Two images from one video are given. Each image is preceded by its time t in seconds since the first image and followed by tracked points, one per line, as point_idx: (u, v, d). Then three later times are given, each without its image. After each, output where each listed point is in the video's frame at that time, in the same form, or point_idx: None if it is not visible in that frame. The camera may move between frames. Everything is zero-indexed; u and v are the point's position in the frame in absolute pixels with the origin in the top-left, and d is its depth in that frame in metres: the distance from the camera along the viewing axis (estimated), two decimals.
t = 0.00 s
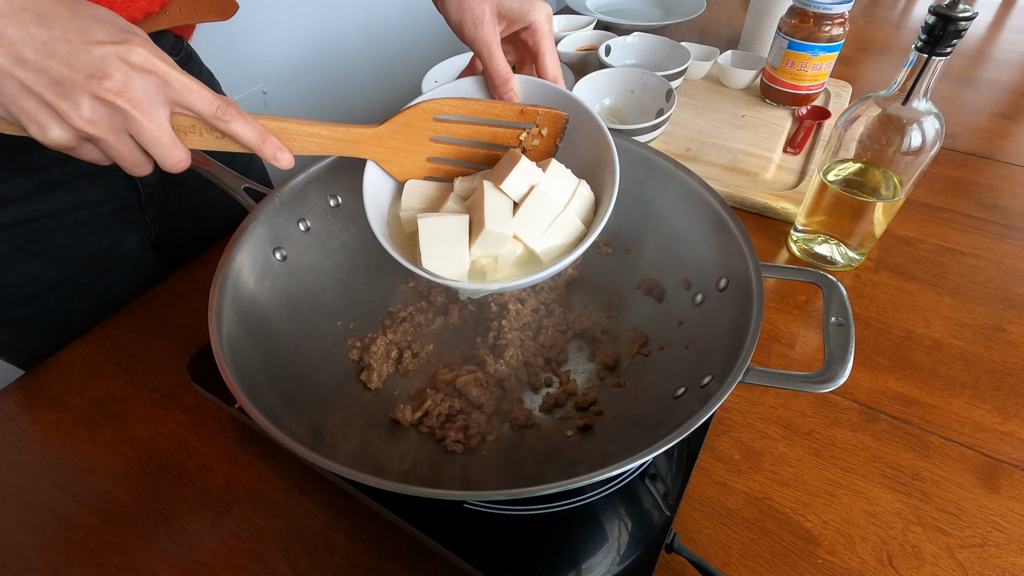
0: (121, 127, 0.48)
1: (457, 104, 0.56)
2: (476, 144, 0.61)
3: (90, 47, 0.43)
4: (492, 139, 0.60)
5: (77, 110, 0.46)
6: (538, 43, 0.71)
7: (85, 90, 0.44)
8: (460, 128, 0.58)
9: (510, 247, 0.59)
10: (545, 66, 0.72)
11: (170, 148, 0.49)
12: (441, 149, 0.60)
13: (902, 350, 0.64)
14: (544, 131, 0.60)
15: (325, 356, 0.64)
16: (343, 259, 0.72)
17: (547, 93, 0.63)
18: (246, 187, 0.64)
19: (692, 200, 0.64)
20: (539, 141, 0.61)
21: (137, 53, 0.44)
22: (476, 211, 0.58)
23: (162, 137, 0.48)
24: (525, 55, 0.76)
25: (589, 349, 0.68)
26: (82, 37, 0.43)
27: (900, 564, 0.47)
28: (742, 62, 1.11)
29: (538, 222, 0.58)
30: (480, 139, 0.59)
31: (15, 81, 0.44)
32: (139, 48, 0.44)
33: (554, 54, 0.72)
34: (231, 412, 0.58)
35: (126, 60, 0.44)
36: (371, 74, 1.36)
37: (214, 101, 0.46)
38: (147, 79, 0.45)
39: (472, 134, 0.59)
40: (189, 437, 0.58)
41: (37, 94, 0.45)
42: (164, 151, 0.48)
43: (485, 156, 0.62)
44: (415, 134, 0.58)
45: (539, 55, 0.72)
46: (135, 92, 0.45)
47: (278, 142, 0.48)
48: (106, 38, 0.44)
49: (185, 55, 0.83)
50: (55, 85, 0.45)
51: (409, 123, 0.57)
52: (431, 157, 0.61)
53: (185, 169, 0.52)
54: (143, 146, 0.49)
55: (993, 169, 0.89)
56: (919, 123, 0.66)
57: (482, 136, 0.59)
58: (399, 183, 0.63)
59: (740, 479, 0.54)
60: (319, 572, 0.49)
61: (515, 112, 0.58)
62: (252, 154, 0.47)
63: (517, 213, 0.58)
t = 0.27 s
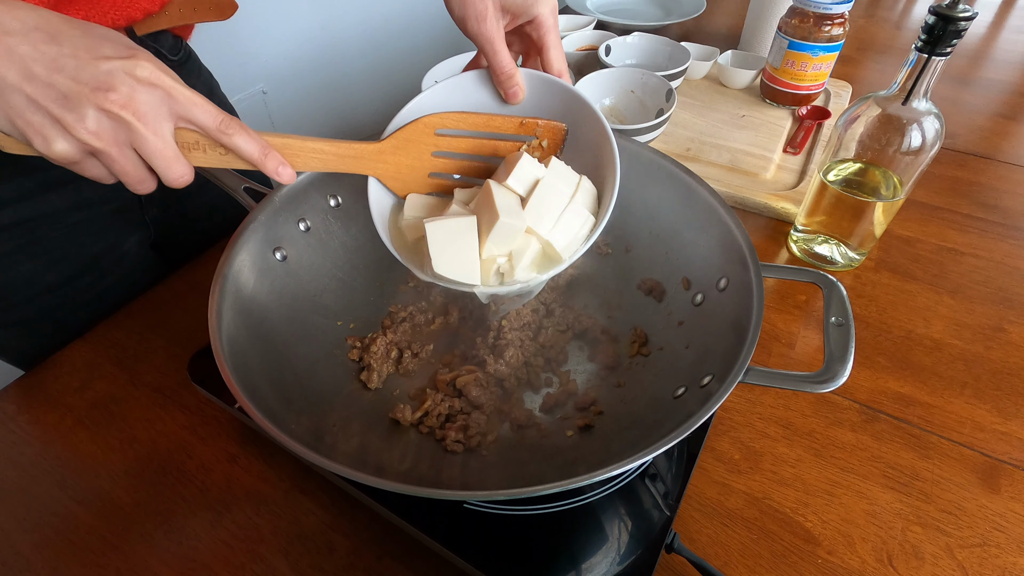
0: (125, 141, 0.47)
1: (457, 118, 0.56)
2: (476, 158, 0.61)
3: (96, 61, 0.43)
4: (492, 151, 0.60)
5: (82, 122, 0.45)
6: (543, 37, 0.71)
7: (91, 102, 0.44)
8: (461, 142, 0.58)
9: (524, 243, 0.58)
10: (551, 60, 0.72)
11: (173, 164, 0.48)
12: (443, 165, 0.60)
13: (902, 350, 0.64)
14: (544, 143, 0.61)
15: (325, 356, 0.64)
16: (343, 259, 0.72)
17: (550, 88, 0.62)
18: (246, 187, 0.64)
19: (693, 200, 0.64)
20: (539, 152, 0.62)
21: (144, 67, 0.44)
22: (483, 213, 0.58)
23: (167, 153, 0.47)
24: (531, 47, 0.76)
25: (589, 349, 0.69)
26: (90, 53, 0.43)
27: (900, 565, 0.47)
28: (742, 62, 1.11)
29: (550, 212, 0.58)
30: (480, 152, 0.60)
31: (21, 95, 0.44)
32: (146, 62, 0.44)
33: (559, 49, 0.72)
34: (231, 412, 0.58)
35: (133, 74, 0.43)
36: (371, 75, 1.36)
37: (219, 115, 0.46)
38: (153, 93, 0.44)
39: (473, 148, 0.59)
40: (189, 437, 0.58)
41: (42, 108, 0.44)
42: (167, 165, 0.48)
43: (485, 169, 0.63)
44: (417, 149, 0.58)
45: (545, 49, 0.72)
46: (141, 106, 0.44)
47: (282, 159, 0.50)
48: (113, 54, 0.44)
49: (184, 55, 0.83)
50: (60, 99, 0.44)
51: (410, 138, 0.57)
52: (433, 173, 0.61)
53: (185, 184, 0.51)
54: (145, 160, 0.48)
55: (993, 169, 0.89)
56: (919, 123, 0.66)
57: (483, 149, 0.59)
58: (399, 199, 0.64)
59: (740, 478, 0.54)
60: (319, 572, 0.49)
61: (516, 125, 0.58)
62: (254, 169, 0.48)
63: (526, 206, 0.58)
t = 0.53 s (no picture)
0: (114, 153, 0.47)
1: (449, 127, 0.57)
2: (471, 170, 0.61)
3: (86, 73, 0.44)
4: (488, 163, 0.60)
5: (70, 135, 0.45)
6: (550, 31, 0.71)
7: (79, 114, 0.44)
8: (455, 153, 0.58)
9: (545, 255, 0.57)
10: (557, 54, 0.72)
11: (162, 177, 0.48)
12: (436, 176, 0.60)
13: (902, 350, 0.64)
14: (540, 154, 0.60)
15: (325, 356, 0.64)
16: (343, 259, 0.72)
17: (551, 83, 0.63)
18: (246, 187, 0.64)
19: (692, 200, 0.64)
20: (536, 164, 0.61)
21: (132, 79, 0.44)
22: (496, 236, 0.57)
23: (155, 164, 0.47)
24: (537, 36, 0.76)
25: (589, 349, 0.69)
26: (80, 66, 0.44)
27: (900, 565, 0.47)
28: (742, 62, 1.11)
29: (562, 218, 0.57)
30: (474, 164, 0.60)
31: (12, 108, 0.44)
32: (134, 74, 0.44)
33: (565, 42, 0.72)
34: (231, 412, 0.58)
35: (121, 86, 0.44)
36: (371, 75, 1.36)
37: (207, 127, 0.46)
38: (141, 104, 0.45)
39: (467, 159, 0.59)
40: (189, 437, 0.58)
41: (33, 121, 0.45)
42: (156, 176, 0.48)
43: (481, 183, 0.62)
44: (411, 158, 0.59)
45: (551, 42, 0.72)
46: (128, 117, 0.44)
47: (273, 171, 0.50)
48: (103, 66, 0.45)
49: (184, 55, 0.83)
50: (50, 111, 0.45)
51: (403, 148, 0.58)
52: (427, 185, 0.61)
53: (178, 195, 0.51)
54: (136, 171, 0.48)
55: (993, 169, 0.89)
56: (919, 123, 0.66)
57: (478, 161, 0.59)
58: (394, 209, 0.64)
59: (740, 478, 0.54)
60: (319, 572, 0.49)
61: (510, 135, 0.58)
62: (244, 180, 0.48)
63: (539, 217, 0.56)
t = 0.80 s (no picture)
0: (103, 153, 0.48)
1: (445, 123, 0.56)
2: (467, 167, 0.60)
3: (72, 74, 0.44)
4: (484, 160, 0.60)
5: (58, 136, 0.46)
6: (549, 25, 0.71)
7: (66, 115, 0.44)
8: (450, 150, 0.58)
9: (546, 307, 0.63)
10: (555, 49, 0.72)
11: (151, 176, 0.48)
12: (432, 173, 0.60)
13: (902, 350, 0.64)
14: (538, 151, 0.59)
15: (325, 356, 0.64)
16: (343, 259, 0.72)
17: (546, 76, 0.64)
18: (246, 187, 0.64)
19: (692, 200, 0.64)
20: (533, 160, 0.60)
21: (118, 79, 0.44)
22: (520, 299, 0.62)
23: (143, 164, 0.47)
24: (536, 29, 0.76)
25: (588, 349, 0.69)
26: (66, 66, 0.44)
27: (900, 565, 0.47)
28: (742, 62, 1.11)
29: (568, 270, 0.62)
30: (469, 161, 0.59)
31: None
32: (120, 74, 0.44)
33: (564, 38, 0.73)
34: (231, 412, 0.58)
35: (107, 86, 0.44)
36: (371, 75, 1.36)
37: (196, 126, 0.46)
38: (127, 104, 0.45)
39: (463, 155, 0.59)
40: (189, 437, 0.58)
41: (21, 122, 0.46)
42: (146, 177, 0.48)
43: (479, 180, 0.62)
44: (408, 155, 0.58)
45: (550, 37, 0.72)
46: (115, 117, 0.44)
47: (265, 169, 0.49)
48: (89, 65, 0.45)
49: (184, 56, 0.83)
50: (37, 112, 0.45)
51: (400, 145, 0.57)
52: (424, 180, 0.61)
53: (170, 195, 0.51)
54: (126, 170, 0.48)
55: (993, 169, 0.89)
56: (919, 123, 0.66)
57: (473, 157, 0.59)
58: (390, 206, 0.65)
59: (740, 478, 0.54)
60: (319, 572, 0.49)
61: (506, 131, 0.58)
62: (235, 178, 0.47)
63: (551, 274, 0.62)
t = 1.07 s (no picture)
0: (104, 152, 0.48)
1: (446, 116, 0.55)
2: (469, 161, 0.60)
3: (72, 73, 0.44)
4: (486, 152, 0.58)
5: (59, 135, 0.46)
6: (551, 18, 0.71)
7: (67, 114, 0.44)
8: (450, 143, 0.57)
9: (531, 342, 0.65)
10: (556, 42, 0.72)
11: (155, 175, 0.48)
12: (433, 168, 0.59)
13: (902, 350, 0.64)
14: (540, 143, 0.59)
15: (325, 356, 0.64)
16: (343, 259, 0.72)
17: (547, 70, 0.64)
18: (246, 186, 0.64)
19: (692, 200, 0.64)
20: (535, 153, 0.59)
21: (119, 77, 0.44)
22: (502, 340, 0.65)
23: (147, 162, 0.47)
24: (537, 21, 0.76)
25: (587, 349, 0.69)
26: (66, 65, 0.44)
27: (900, 565, 0.47)
28: (742, 62, 1.11)
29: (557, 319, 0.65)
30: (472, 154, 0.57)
31: None
32: (121, 72, 0.44)
33: (565, 31, 0.72)
34: (231, 412, 0.58)
35: (108, 84, 0.44)
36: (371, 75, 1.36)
37: (198, 123, 0.45)
38: (129, 103, 0.45)
39: (465, 149, 0.57)
40: (189, 437, 0.58)
41: (21, 122, 0.46)
42: (149, 175, 0.48)
43: (482, 173, 0.61)
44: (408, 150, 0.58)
45: (551, 30, 0.72)
46: (116, 116, 0.44)
47: (269, 166, 0.49)
48: (89, 64, 0.45)
49: (182, 55, 0.83)
50: (38, 112, 0.45)
51: (399, 140, 0.57)
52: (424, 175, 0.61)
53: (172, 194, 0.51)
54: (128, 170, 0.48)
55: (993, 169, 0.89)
56: (919, 123, 0.66)
57: (474, 151, 0.57)
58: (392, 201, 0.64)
59: (740, 478, 0.54)
60: (319, 572, 0.49)
61: (507, 123, 0.56)
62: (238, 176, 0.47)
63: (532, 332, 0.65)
